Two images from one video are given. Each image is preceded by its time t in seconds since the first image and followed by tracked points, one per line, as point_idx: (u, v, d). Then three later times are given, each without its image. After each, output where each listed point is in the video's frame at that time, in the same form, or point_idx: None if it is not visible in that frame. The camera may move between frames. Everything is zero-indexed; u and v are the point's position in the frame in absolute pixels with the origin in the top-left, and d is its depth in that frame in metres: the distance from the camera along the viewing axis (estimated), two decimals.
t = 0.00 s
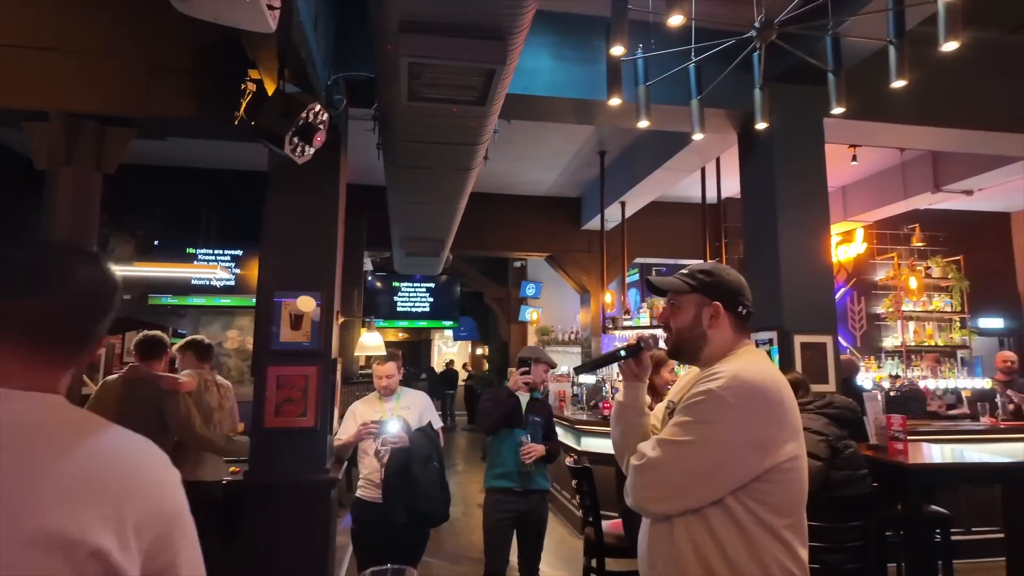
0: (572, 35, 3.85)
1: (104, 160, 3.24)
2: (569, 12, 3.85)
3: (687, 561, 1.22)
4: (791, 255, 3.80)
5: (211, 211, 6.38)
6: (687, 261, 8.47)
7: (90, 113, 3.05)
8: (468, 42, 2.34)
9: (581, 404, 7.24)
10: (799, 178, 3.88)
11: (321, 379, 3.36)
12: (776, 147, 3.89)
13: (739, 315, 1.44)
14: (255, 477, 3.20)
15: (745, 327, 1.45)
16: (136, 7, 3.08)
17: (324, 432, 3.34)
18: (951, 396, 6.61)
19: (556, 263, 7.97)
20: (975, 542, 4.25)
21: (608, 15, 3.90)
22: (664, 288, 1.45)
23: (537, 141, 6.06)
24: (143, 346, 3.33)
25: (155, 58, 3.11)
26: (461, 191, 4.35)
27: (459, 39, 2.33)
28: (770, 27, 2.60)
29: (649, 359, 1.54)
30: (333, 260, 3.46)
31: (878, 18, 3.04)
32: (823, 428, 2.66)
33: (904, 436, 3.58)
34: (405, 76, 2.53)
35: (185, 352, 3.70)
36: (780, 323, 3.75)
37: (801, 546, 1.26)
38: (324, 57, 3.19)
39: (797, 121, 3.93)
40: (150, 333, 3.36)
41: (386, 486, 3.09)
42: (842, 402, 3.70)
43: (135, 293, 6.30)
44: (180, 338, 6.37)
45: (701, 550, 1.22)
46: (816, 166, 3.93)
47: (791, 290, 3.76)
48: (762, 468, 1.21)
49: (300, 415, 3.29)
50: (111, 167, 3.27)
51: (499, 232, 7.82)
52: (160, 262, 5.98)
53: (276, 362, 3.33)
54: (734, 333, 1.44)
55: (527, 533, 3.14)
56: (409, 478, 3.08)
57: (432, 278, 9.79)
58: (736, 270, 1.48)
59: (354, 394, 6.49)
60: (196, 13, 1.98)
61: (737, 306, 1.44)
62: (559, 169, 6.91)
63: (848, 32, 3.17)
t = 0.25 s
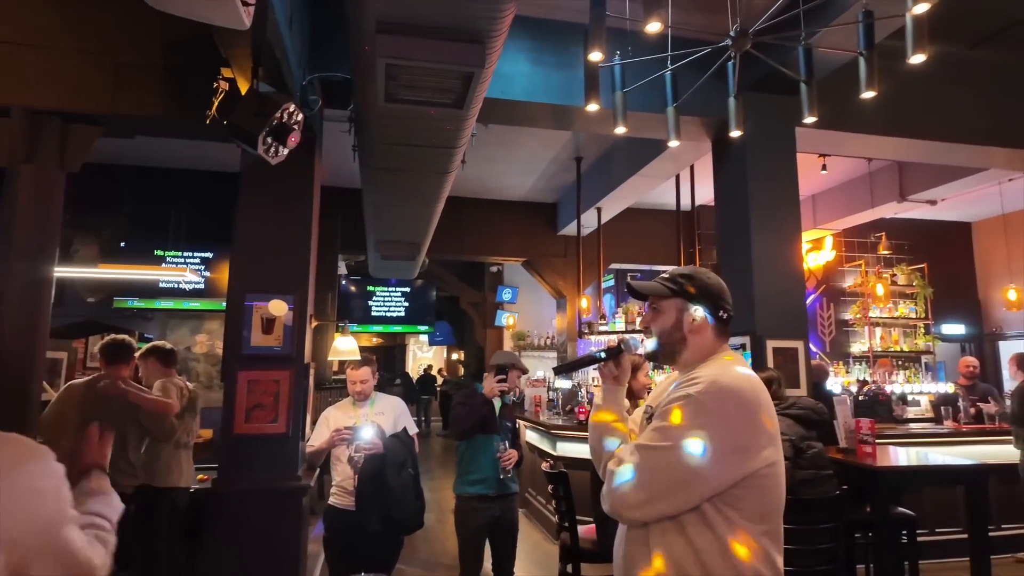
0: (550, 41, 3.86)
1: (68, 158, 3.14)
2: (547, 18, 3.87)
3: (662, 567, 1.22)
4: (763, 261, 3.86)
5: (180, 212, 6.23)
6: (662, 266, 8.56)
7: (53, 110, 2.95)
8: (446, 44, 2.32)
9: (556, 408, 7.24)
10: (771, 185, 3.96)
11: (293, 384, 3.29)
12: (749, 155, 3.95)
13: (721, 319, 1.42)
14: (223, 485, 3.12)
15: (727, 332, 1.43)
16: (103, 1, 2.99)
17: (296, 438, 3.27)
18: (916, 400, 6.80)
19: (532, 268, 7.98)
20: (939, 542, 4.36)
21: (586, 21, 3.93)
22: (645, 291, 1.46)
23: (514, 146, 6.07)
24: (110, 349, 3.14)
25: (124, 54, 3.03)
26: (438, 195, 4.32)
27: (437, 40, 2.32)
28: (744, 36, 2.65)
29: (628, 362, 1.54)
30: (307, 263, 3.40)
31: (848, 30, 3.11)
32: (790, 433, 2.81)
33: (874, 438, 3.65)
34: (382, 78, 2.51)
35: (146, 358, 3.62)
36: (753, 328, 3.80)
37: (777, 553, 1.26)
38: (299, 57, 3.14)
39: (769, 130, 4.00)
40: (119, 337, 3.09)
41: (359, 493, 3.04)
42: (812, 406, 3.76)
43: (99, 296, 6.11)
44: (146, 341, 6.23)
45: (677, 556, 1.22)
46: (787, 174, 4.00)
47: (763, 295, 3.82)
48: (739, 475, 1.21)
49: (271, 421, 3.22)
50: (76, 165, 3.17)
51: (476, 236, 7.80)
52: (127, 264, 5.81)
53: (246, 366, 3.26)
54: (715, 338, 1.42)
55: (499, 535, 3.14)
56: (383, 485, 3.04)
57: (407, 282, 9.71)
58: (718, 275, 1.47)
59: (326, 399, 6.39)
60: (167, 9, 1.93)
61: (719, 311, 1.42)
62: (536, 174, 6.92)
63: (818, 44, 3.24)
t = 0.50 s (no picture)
0: (527, 44, 3.86)
1: (29, 154, 3.04)
2: (525, 21, 3.88)
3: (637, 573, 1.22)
4: (737, 266, 3.91)
5: (148, 211, 6.08)
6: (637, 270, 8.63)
7: (14, 104, 2.85)
8: (423, 45, 2.31)
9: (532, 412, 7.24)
10: (744, 191, 4.02)
11: (264, 388, 3.23)
12: (723, 161, 4.01)
13: (707, 327, 1.41)
14: (191, 492, 3.03)
15: (712, 340, 1.42)
16: None
17: (267, 443, 3.19)
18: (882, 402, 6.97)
19: (509, 271, 7.97)
20: (904, 541, 4.47)
21: (563, 26, 3.94)
22: (634, 291, 1.42)
23: (491, 148, 6.06)
24: (74, 352, 3.12)
25: (90, 49, 2.94)
26: (414, 196, 4.29)
27: (414, 41, 2.29)
28: (719, 44, 2.68)
29: (610, 364, 1.54)
30: (280, 264, 3.33)
31: (819, 40, 3.18)
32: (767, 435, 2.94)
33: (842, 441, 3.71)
34: (358, 77, 2.47)
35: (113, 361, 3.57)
36: (726, 332, 3.85)
37: (752, 563, 1.27)
38: (273, 54, 3.08)
39: (743, 137, 4.06)
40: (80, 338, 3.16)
41: (331, 499, 2.99)
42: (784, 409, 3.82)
43: (63, 298, 5.94)
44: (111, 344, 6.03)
45: (652, 563, 1.22)
46: (760, 181, 4.07)
47: (736, 300, 3.87)
48: (719, 484, 1.21)
49: (241, 426, 3.15)
50: (38, 162, 3.07)
51: (453, 239, 7.77)
52: (91, 264, 5.65)
53: (216, 370, 3.18)
54: (701, 346, 1.40)
55: (474, 540, 3.12)
56: (356, 491, 2.99)
57: (382, 284, 9.62)
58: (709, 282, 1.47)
59: (299, 403, 6.29)
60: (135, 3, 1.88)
61: (707, 318, 1.41)
62: (513, 177, 6.92)
63: (790, 53, 3.31)
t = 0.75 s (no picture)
0: (507, 51, 3.87)
1: None
2: (505, 28, 3.89)
3: None
4: (713, 273, 3.96)
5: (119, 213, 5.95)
6: (615, 276, 8.69)
7: None
8: (403, 50, 2.30)
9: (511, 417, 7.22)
10: (720, 199, 4.07)
11: (238, 394, 3.17)
12: (699, 170, 4.06)
13: (690, 333, 1.42)
14: (160, 502, 2.96)
15: (695, 347, 1.43)
16: None
17: (240, 451, 3.13)
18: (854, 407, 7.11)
19: (488, 276, 7.96)
20: (875, 544, 4.55)
21: (543, 33, 3.97)
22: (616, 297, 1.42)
23: (471, 153, 6.06)
24: (40, 359, 3.04)
25: (59, 47, 2.86)
26: (393, 201, 4.26)
27: (393, 46, 2.28)
28: (697, 54, 2.72)
29: (591, 372, 1.52)
30: (254, 269, 3.28)
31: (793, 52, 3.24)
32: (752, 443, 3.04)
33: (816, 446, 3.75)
34: (336, 81, 2.45)
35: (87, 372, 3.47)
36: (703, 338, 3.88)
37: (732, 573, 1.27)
38: (250, 56, 3.04)
39: (719, 145, 4.12)
40: (47, 345, 3.09)
41: (306, 507, 2.94)
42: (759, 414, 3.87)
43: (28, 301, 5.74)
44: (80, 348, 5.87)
45: None
46: (736, 189, 4.14)
47: (713, 306, 3.91)
48: (701, 495, 1.21)
49: (213, 433, 3.08)
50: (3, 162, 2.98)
51: (432, 243, 7.74)
52: (59, 267, 5.50)
53: (188, 376, 3.11)
54: (684, 352, 1.41)
55: (451, 548, 3.09)
56: (331, 499, 2.94)
57: (360, 288, 9.54)
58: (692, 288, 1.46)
59: (274, 409, 6.19)
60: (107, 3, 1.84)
61: (690, 325, 1.42)
62: (492, 182, 6.93)
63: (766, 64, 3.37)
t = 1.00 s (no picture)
0: (493, 55, 3.88)
1: None
2: (492, 32, 3.90)
3: None
4: (697, 278, 3.99)
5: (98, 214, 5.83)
6: (600, 281, 8.72)
7: None
8: (389, 51, 2.29)
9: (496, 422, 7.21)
10: (704, 206, 4.11)
11: (219, 399, 3.12)
12: (684, 176, 4.10)
13: (668, 335, 1.42)
14: (137, 509, 2.89)
15: (673, 348, 1.43)
16: None
17: (221, 456, 3.08)
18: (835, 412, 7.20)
19: (474, 281, 7.94)
20: (856, 548, 4.60)
21: (530, 38, 3.98)
22: (591, 304, 1.42)
23: (457, 157, 6.05)
24: (14, 362, 2.95)
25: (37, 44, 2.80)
26: (378, 204, 4.24)
27: (379, 47, 2.27)
28: (682, 61, 2.74)
29: (573, 383, 1.52)
30: (237, 271, 3.23)
31: (777, 60, 3.29)
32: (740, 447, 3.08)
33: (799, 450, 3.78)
34: (322, 82, 2.43)
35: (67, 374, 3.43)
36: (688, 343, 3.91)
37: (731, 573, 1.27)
38: (233, 56, 3.01)
39: (703, 152, 4.16)
40: (23, 348, 3.00)
41: (288, 513, 2.90)
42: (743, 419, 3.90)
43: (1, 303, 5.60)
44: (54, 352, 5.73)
45: None
46: (720, 195, 4.17)
47: (697, 311, 3.94)
48: (694, 500, 1.20)
49: (193, 438, 3.03)
50: None
51: (417, 247, 7.71)
52: (35, 268, 5.37)
53: (167, 380, 3.05)
54: (662, 354, 1.41)
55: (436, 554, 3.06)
56: (314, 505, 2.90)
57: (344, 292, 9.46)
58: (666, 288, 1.46)
59: (255, 414, 6.10)
60: None
61: (667, 326, 1.43)
62: (478, 186, 6.93)
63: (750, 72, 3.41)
